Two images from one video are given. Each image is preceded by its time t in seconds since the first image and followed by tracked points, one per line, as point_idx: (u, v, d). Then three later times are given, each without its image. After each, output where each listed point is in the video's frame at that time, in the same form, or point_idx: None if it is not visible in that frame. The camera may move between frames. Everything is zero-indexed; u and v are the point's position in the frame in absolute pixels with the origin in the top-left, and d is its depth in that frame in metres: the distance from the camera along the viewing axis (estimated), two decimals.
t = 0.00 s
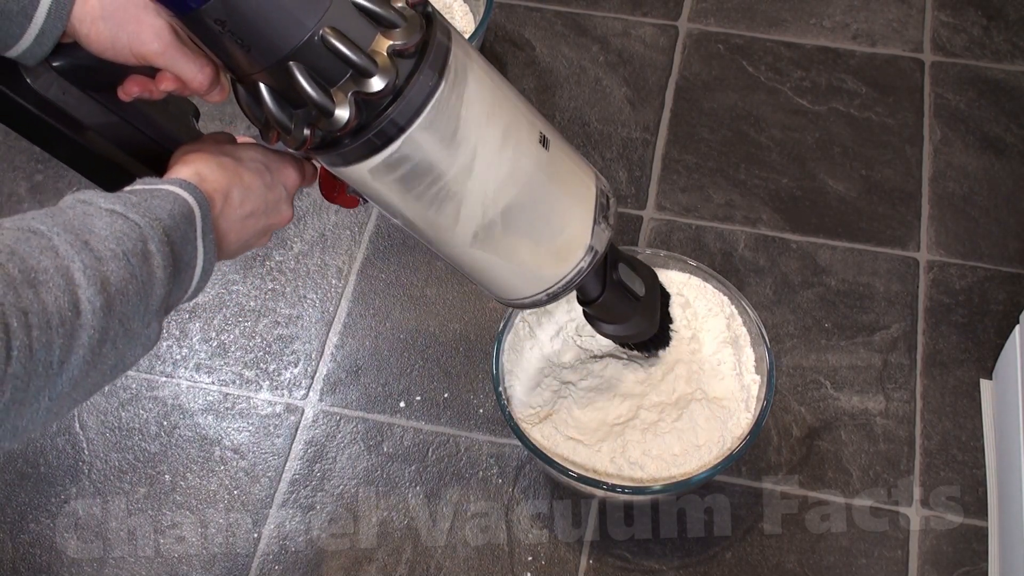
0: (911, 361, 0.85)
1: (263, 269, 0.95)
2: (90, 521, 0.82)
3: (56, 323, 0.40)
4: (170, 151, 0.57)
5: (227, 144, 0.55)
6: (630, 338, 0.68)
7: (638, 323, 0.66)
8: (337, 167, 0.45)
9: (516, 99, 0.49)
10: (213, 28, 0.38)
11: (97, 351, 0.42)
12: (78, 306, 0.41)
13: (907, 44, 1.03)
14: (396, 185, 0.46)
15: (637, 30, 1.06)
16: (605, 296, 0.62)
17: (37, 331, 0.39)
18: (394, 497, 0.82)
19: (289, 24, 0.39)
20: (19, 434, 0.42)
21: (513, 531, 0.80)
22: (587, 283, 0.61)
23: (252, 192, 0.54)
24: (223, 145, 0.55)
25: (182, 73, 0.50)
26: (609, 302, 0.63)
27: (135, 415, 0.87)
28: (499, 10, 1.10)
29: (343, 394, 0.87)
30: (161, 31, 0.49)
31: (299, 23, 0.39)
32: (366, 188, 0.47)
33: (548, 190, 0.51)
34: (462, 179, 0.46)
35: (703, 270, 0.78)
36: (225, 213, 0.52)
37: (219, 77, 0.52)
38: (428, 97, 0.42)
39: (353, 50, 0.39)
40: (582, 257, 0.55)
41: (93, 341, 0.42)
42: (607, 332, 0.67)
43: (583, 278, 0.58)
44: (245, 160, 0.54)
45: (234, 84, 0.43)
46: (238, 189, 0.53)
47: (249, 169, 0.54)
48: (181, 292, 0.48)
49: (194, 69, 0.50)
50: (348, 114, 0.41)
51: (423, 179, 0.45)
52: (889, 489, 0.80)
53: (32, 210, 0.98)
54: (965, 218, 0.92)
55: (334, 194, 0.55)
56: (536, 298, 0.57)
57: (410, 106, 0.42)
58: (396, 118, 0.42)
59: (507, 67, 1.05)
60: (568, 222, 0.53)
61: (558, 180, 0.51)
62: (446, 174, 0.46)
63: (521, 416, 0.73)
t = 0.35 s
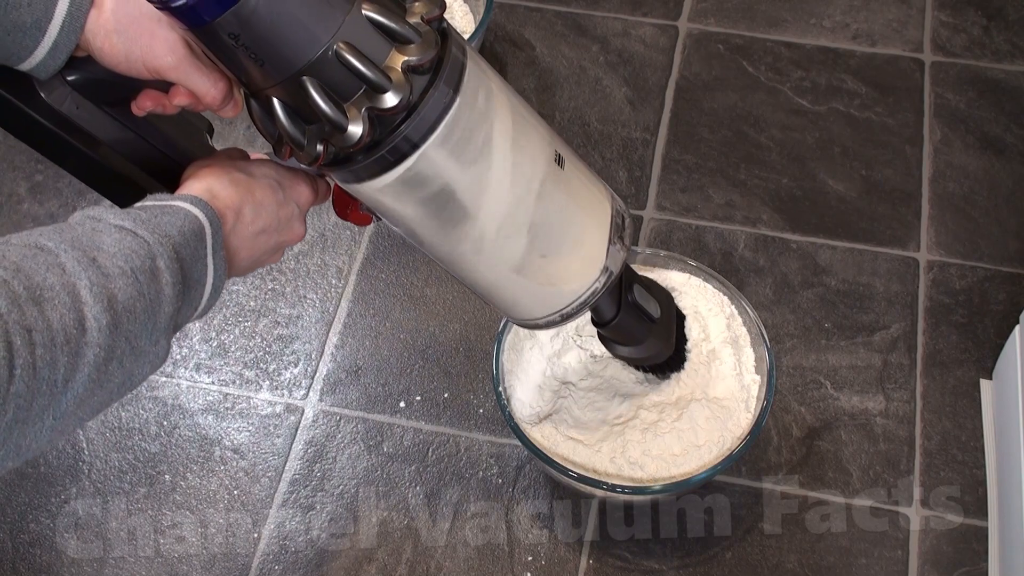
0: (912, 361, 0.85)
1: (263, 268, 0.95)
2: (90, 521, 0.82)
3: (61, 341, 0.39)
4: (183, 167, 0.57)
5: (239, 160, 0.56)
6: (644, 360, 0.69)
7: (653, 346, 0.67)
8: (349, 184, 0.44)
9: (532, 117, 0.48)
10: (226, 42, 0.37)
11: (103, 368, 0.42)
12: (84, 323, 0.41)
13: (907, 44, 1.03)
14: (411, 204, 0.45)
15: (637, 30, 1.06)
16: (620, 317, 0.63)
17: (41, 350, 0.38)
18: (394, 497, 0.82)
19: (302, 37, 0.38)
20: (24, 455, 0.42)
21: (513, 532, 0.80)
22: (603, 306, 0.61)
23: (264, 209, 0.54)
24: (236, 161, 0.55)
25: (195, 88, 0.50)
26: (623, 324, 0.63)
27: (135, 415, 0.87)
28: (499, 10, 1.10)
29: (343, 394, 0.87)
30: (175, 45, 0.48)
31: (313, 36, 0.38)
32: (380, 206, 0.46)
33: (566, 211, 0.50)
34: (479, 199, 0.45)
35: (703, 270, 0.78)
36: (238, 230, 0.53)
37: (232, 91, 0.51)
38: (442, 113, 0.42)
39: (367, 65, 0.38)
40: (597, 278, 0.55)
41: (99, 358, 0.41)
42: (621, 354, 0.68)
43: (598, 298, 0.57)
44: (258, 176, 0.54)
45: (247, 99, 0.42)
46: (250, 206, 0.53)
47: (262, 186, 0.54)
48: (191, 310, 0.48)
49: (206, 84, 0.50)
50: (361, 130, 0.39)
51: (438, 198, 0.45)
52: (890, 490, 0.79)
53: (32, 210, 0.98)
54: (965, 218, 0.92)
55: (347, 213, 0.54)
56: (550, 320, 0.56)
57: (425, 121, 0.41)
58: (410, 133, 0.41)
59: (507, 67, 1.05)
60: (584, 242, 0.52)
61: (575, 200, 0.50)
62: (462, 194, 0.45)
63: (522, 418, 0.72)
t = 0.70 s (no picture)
0: (912, 361, 0.85)
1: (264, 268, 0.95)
2: (90, 521, 0.82)
3: (51, 365, 0.38)
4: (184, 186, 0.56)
5: (242, 178, 0.55)
6: (652, 387, 0.68)
7: (664, 372, 0.66)
8: (352, 202, 0.44)
9: (543, 139, 0.48)
10: (228, 58, 0.37)
11: (96, 392, 0.41)
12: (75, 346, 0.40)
13: (907, 44, 1.03)
14: (415, 224, 0.45)
15: (637, 30, 1.06)
16: (628, 342, 0.63)
17: (30, 374, 0.38)
18: (394, 497, 0.82)
19: (305, 54, 0.37)
20: (16, 480, 0.41)
21: (513, 532, 0.80)
22: (610, 332, 0.61)
23: (265, 228, 0.53)
24: (239, 179, 0.54)
25: (197, 104, 0.48)
26: (633, 349, 0.63)
27: (135, 415, 0.87)
28: (499, 9, 1.10)
29: (343, 394, 0.87)
30: (178, 60, 0.47)
31: (316, 52, 0.38)
32: (384, 225, 0.46)
33: (573, 235, 0.49)
34: (483, 221, 0.45)
35: (703, 269, 0.78)
36: (238, 248, 0.52)
37: (235, 108, 0.50)
38: (445, 133, 0.42)
39: (371, 83, 0.38)
40: (605, 303, 0.54)
41: (91, 382, 0.40)
42: (630, 379, 0.67)
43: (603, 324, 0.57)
44: (260, 196, 0.54)
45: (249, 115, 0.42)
46: (251, 225, 0.52)
47: (263, 205, 0.53)
48: (190, 330, 0.47)
49: (208, 100, 0.48)
50: (363, 148, 0.39)
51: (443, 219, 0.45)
52: (890, 489, 0.79)
53: (32, 210, 0.98)
54: (965, 218, 0.92)
55: (351, 232, 0.54)
56: (556, 344, 0.56)
57: (429, 140, 0.41)
58: (414, 151, 0.41)
59: (507, 67, 1.05)
60: (592, 268, 0.51)
61: (584, 224, 0.50)
62: (466, 215, 0.45)
63: (521, 418, 0.73)
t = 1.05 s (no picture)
0: (911, 361, 0.85)
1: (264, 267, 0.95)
2: (91, 521, 0.82)
3: (26, 391, 0.37)
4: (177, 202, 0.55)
5: (234, 197, 0.54)
6: (651, 415, 0.69)
7: (663, 399, 0.67)
8: (346, 224, 0.44)
9: (543, 165, 0.48)
10: (219, 75, 0.37)
11: (74, 417, 0.40)
12: (53, 371, 0.39)
13: (907, 44, 1.03)
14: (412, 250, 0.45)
15: (637, 30, 1.06)
16: (627, 368, 0.63)
17: (5, 402, 0.37)
18: (394, 497, 0.82)
19: (297, 73, 0.37)
20: None
21: (513, 531, 0.80)
22: (608, 359, 0.62)
23: (254, 247, 0.52)
24: (230, 198, 0.54)
25: (189, 120, 0.48)
26: (629, 376, 0.63)
27: (135, 415, 0.87)
28: (498, 10, 1.10)
29: (343, 394, 0.87)
30: (170, 76, 0.47)
31: (309, 71, 0.37)
32: (380, 248, 0.46)
33: (571, 263, 0.50)
34: (480, 249, 0.46)
35: (702, 269, 0.78)
36: (225, 267, 0.51)
37: (228, 126, 0.50)
38: (439, 154, 0.41)
39: (364, 104, 0.37)
40: (602, 328, 0.55)
41: (69, 407, 0.39)
42: (626, 407, 0.67)
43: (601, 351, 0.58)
44: (252, 214, 0.53)
45: (241, 134, 0.42)
46: (241, 244, 0.51)
47: (254, 224, 0.53)
48: (175, 350, 0.46)
49: (200, 116, 0.48)
50: (355, 169, 0.39)
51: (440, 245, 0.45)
52: (890, 490, 0.79)
53: (32, 210, 0.98)
54: (965, 219, 0.92)
55: (344, 253, 0.54)
56: (551, 369, 0.56)
57: (422, 161, 0.41)
58: (407, 171, 0.41)
59: (507, 67, 1.05)
60: (589, 295, 0.52)
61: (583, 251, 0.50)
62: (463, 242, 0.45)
63: (521, 418, 0.73)
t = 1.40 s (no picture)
0: (911, 361, 0.85)
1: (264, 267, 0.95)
2: (90, 521, 0.82)
3: (34, 396, 0.37)
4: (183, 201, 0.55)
5: (238, 193, 0.54)
6: (665, 401, 0.68)
7: (676, 383, 0.66)
8: (352, 216, 0.44)
9: (548, 152, 0.48)
10: (220, 70, 0.37)
11: (82, 419, 0.40)
12: (60, 374, 0.39)
13: (907, 44, 1.03)
14: (423, 243, 0.45)
15: (637, 30, 1.06)
16: (639, 353, 0.63)
17: (11, 407, 0.36)
18: (394, 497, 0.82)
19: (300, 64, 0.37)
20: None
21: (513, 532, 0.80)
22: (620, 345, 0.62)
23: (261, 245, 0.52)
24: (235, 195, 0.54)
25: (191, 117, 0.48)
26: (642, 362, 0.63)
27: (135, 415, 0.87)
28: (498, 10, 1.10)
29: (344, 394, 0.87)
30: (171, 72, 0.47)
31: (311, 61, 0.37)
32: (390, 243, 0.46)
33: (580, 248, 0.50)
34: (491, 240, 0.46)
35: (702, 269, 0.78)
36: (233, 266, 0.51)
37: (231, 122, 0.49)
38: (444, 143, 0.41)
39: (367, 93, 0.37)
40: (614, 314, 0.55)
41: (77, 410, 0.39)
42: (639, 392, 0.67)
43: (613, 335, 0.58)
44: (256, 211, 0.53)
45: (245, 129, 0.42)
46: (247, 241, 0.51)
47: (260, 220, 0.53)
48: (183, 349, 0.46)
49: (203, 113, 0.48)
50: (360, 159, 0.39)
51: (451, 238, 0.45)
52: (889, 489, 0.79)
53: (32, 210, 0.98)
54: (965, 218, 0.92)
55: (352, 245, 0.54)
56: (563, 357, 0.56)
57: (428, 150, 0.41)
58: (413, 161, 0.41)
59: (507, 67, 1.05)
60: (599, 280, 0.52)
61: (590, 237, 0.50)
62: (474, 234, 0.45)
63: (521, 418, 0.73)
